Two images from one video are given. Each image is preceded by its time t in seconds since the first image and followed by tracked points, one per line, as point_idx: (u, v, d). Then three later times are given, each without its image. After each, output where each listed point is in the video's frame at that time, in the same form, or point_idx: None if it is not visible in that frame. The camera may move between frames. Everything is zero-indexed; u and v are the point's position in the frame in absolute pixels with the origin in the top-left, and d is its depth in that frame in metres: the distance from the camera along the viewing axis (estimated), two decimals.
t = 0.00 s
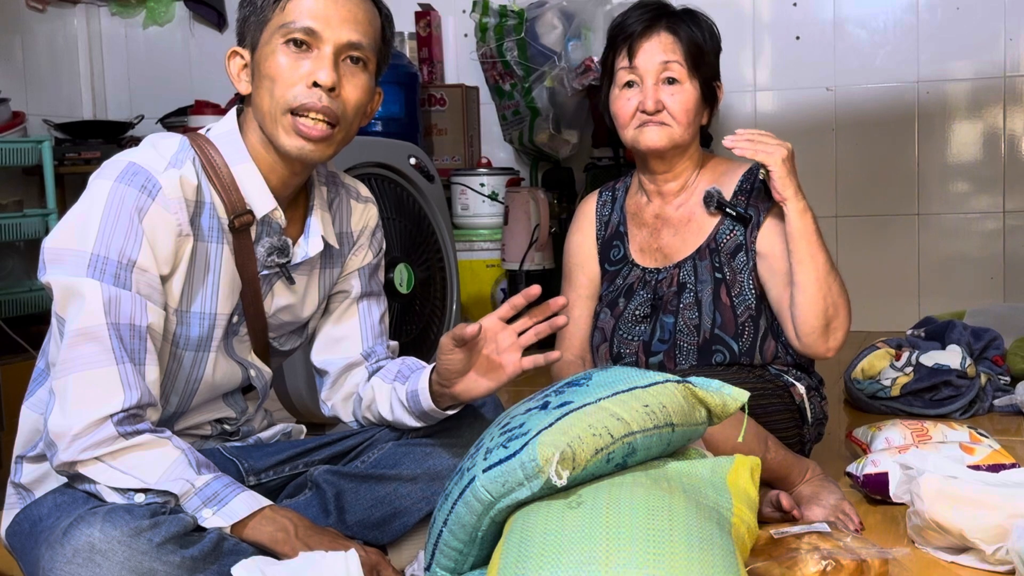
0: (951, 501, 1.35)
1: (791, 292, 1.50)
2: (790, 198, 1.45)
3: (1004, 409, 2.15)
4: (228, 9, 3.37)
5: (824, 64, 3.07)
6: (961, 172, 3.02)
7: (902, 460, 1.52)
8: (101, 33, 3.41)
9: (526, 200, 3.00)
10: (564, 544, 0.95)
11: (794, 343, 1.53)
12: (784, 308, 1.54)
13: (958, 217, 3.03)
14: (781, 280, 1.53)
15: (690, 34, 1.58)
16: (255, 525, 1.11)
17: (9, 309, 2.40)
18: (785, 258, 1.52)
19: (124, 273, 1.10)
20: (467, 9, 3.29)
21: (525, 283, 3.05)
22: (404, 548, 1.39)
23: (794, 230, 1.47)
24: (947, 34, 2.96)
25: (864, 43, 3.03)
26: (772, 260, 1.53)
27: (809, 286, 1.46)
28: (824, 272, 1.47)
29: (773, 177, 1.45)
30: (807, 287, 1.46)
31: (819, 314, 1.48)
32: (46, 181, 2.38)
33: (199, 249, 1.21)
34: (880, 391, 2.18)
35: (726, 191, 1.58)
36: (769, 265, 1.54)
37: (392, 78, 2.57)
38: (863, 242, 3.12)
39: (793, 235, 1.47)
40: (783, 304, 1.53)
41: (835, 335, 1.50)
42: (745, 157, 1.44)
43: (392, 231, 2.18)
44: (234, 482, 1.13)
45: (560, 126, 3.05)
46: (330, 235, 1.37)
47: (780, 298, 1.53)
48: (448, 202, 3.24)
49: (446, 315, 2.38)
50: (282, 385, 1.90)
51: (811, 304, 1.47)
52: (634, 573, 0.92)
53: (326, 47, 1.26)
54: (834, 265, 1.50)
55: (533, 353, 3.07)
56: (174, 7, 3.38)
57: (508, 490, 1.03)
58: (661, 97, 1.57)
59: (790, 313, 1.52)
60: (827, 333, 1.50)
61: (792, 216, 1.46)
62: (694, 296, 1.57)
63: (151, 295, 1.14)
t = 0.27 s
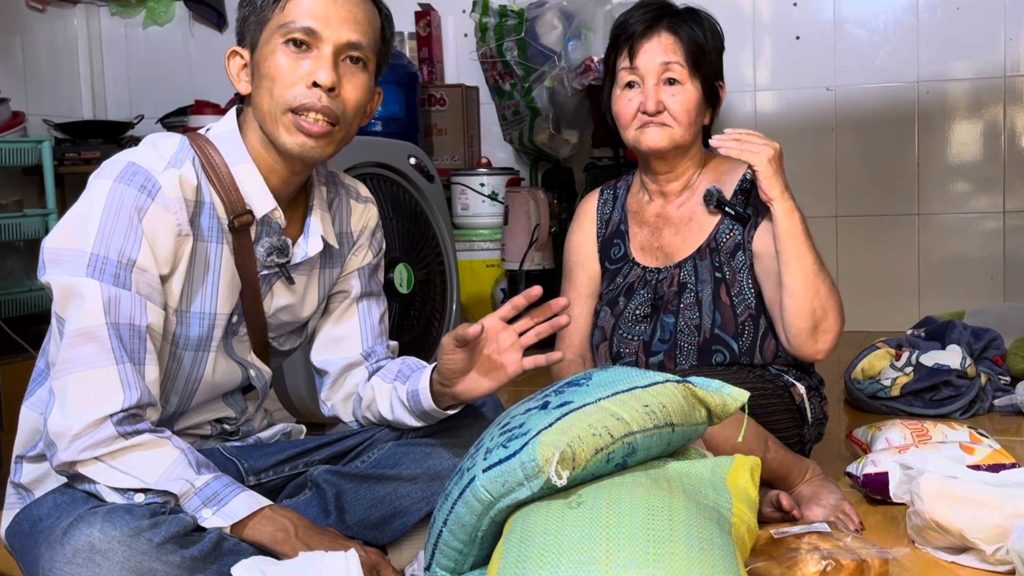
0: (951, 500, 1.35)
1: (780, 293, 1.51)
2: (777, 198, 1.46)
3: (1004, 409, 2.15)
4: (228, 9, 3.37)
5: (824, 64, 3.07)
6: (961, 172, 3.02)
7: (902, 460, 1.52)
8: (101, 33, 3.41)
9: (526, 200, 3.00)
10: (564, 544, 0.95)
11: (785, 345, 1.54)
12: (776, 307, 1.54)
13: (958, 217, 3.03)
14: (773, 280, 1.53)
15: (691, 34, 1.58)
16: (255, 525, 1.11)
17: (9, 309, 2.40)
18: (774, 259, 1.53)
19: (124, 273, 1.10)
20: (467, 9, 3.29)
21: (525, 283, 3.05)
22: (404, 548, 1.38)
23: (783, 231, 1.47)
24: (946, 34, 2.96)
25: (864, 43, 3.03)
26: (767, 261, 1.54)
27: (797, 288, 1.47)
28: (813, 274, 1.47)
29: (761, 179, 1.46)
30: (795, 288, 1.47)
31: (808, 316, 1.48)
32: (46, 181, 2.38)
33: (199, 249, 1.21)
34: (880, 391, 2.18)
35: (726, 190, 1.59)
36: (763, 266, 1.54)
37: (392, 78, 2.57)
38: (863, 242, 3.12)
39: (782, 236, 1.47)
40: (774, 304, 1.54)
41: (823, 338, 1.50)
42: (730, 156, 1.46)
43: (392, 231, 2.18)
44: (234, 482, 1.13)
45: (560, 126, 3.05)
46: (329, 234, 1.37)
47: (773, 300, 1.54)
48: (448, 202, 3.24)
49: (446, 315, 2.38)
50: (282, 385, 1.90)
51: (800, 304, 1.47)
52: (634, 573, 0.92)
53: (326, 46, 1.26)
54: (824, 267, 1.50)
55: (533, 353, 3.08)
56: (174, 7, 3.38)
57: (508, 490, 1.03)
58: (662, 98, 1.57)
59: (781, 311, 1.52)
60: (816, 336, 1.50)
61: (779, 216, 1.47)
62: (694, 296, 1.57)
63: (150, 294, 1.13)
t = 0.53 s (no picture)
0: (951, 500, 1.35)
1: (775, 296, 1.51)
2: (773, 201, 1.46)
3: (1004, 409, 2.15)
4: (228, 9, 3.37)
5: (824, 64, 3.07)
6: (961, 172, 3.02)
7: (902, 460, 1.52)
8: (101, 33, 3.41)
9: (526, 200, 3.00)
10: (564, 544, 0.95)
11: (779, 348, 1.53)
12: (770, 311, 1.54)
13: (957, 217, 3.03)
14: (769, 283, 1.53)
15: (693, 34, 1.58)
16: (254, 525, 1.11)
17: (9, 309, 2.40)
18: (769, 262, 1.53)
19: (123, 273, 1.10)
20: (467, 8, 3.29)
21: (525, 283, 3.05)
22: (403, 548, 1.38)
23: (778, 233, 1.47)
24: (946, 33, 2.96)
25: (864, 43, 3.03)
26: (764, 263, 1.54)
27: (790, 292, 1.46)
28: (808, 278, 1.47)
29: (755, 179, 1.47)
30: (790, 292, 1.47)
31: (802, 320, 1.48)
32: (46, 181, 2.38)
33: (199, 249, 1.21)
34: (880, 391, 2.18)
35: (726, 191, 1.58)
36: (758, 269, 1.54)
37: (392, 78, 2.57)
38: (863, 242, 3.12)
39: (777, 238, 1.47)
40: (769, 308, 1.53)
41: (818, 343, 1.51)
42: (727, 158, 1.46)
43: (392, 231, 2.18)
44: (234, 482, 1.13)
45: (559, 126, 3.05)
46: (329, 235, 1.37)
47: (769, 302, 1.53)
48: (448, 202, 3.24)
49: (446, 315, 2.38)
50: (282, 385, 1.90)
51: (794, 307, 1.47)
52: (634, 574, 0.92)
53: (325, 47, 1.26)
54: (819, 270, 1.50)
55: (533, 353, 3.08)
56: (174, 7, 3.38)
57: (508, 490, 1.03)
58: (663, 99, 1.57)
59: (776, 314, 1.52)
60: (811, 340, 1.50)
61: (775, 219, 1.47)
62: (692, 298, 1.57)
63: (150, 294, 1.13)
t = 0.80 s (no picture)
0: (951, 500, 1.35)
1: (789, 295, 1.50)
2: (794, 196, 1.47)
3: (1004, 409, 2.15)
4: (228, 9, 3.37)
5: (824, 64, 3.07)
6: (960, 172, 3.02)
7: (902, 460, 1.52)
8: (101, 33, 3.41)
9: (526, 200, 3.00)
10: (564, 544, 0.95)
11: (791, 347, 1.53)
12: (780, 312, 1.53)
13: (957, 217, 3.03)
14: (781, 283, 1.52)
15: (692, 35, 1.58)
16: (255, 525, 1.11)
17: (9, 309, 2.40)
18: (780, 260, 1.52)
19: (124, 273, 1.10)
20: (467, 8, 3.29)
21: (525, 283, 3.05)
22: (404, 548, 1.38)
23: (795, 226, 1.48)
24: (946, 33, 2.96)
25: (864, 43, 3.03)
26: (773, 263, 1.53)
27: (805, 286, 1.46)
28: (823, 274, 1.47)
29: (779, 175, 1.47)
30: (807, 288, 1.47)
31: (817, 318, 1.47)
32: (46, 181, 2.38)
33: (199, 249, 1.21)
34: (880, 391, 2.18)
35: (729, 193, 1.59)
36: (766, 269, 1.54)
37: (392, 78, 2.57)
38: (863, 242, 3.12)
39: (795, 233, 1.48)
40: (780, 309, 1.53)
41: (831, 342, 1.50)
42: (751, 152, 1.47)
43: (392, 231, 2.19)
44: (234, 482, 1.13)
45: (560, 126, 3.05)
46: (329, 235, 1.37)
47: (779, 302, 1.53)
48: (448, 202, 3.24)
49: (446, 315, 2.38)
50: (282, 385, 1.90)
51: (807, 304, 1.47)
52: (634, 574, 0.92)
53: (327, 48, 1.26)
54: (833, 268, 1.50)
55: (533, 353, 3.08)
56: (174, 7, 3.38)
57: (508, 490, 1.03)
58: (662, 101, 1.57)
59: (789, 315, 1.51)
60: (824, 338, 1.49)
61: (795, 214, 1.48)
62: (694, 299, 1.57)
63: (150, 294, 1.13)
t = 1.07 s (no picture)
0: (951, 500, 1.35)
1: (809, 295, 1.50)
2: (821, 196, 1.44)
3: (1005, 409, 2.15)
4: (228, 9, 3.37)
5: (824, 64, 3.07)
6: (961, 172, 3.02)
7: (902, 460, 1.52)
8: (101, 33, 3.41)
9: (526, 200, 3.00)
10: (564, 544, 0.95)
11: (809, 346, 1.52)
12: (795, 313, 1.53)
13: (958, 217, 3.03)
14: (798, 282, 1.52)
15: (688, 33, 1.58)
16: (254, 525, 1.10)
17: (9, 309, 2.40)
18: (798, 260, 1.52)
19: (123, 273, 1.10)
20: (467, 9, 3.29)
21: (525, 283, 3.05)
22: (403, 548, 1.38)
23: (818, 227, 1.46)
24: (946, 33, 2.97)
25: (863, 43, 3.03)
26: (785, 262, 1.54)
27: (829, 287, 1.46)
28: (845, 273, 1.46)
29: (807, 174, 1.44)
30: (828, 286, 1.46)
31: (837, 317, 1.47)
32: (46, 181, 2.38)
33: (199, 249, 1.21)
34: (881, 391, 2.18)
35: (733, 195, 1.59)
36: (780, 269, 1.54)
37: (392, 78, 2.57)
38: (863, 242, 3.12)
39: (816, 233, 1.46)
40: (795, 311, 1.53)
41: (850, 340, 1.50)
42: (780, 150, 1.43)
43: (392, 231, 2.19)
44: (234, 482, 1.13)
45: (560, 126, 3.05)
46: (329, 235, 1.37)
47: (795, 303, 1.53)
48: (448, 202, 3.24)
49: (447, 315, 2.38)
50: (282, 385, 1.90)
51: (827, 305, 1.46)
52: (634, 574, 0.92)
53: (325, 47, 1.26)
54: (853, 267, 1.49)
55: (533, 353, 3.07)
56: (174, 6, 3.38)
57: (508, 490, 1.03)
58: (660, 98, 1.57)
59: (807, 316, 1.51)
60: (844, 337, 1.49)
61: (819, 213, 1.46)
62: (698, 300, 1.57)
63: (150, 294, 1.13)
